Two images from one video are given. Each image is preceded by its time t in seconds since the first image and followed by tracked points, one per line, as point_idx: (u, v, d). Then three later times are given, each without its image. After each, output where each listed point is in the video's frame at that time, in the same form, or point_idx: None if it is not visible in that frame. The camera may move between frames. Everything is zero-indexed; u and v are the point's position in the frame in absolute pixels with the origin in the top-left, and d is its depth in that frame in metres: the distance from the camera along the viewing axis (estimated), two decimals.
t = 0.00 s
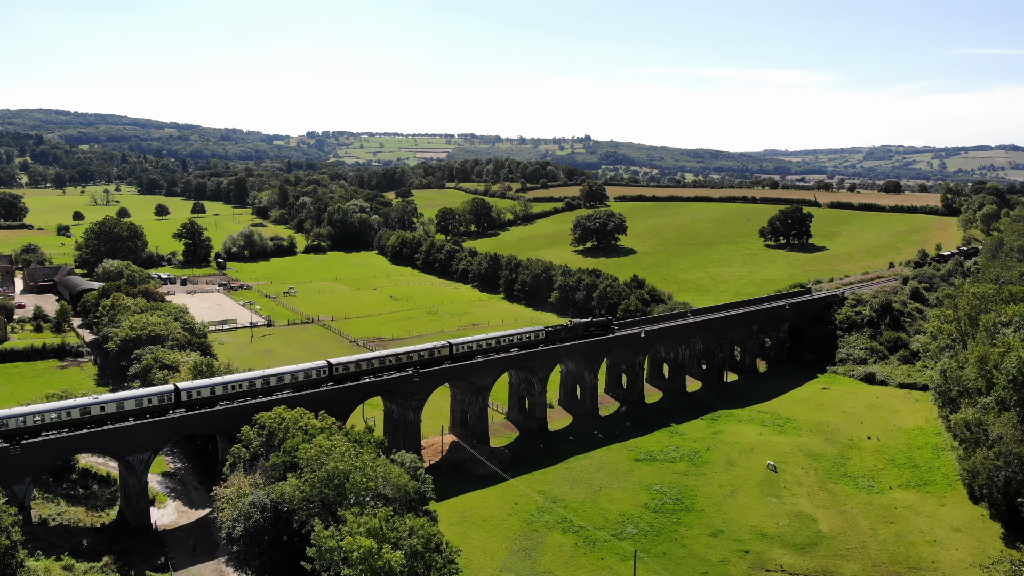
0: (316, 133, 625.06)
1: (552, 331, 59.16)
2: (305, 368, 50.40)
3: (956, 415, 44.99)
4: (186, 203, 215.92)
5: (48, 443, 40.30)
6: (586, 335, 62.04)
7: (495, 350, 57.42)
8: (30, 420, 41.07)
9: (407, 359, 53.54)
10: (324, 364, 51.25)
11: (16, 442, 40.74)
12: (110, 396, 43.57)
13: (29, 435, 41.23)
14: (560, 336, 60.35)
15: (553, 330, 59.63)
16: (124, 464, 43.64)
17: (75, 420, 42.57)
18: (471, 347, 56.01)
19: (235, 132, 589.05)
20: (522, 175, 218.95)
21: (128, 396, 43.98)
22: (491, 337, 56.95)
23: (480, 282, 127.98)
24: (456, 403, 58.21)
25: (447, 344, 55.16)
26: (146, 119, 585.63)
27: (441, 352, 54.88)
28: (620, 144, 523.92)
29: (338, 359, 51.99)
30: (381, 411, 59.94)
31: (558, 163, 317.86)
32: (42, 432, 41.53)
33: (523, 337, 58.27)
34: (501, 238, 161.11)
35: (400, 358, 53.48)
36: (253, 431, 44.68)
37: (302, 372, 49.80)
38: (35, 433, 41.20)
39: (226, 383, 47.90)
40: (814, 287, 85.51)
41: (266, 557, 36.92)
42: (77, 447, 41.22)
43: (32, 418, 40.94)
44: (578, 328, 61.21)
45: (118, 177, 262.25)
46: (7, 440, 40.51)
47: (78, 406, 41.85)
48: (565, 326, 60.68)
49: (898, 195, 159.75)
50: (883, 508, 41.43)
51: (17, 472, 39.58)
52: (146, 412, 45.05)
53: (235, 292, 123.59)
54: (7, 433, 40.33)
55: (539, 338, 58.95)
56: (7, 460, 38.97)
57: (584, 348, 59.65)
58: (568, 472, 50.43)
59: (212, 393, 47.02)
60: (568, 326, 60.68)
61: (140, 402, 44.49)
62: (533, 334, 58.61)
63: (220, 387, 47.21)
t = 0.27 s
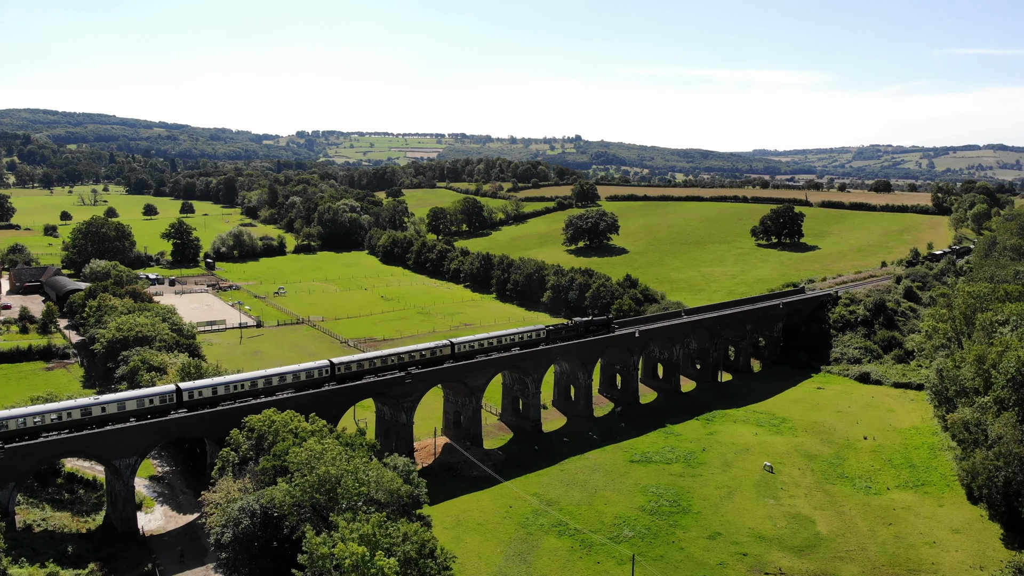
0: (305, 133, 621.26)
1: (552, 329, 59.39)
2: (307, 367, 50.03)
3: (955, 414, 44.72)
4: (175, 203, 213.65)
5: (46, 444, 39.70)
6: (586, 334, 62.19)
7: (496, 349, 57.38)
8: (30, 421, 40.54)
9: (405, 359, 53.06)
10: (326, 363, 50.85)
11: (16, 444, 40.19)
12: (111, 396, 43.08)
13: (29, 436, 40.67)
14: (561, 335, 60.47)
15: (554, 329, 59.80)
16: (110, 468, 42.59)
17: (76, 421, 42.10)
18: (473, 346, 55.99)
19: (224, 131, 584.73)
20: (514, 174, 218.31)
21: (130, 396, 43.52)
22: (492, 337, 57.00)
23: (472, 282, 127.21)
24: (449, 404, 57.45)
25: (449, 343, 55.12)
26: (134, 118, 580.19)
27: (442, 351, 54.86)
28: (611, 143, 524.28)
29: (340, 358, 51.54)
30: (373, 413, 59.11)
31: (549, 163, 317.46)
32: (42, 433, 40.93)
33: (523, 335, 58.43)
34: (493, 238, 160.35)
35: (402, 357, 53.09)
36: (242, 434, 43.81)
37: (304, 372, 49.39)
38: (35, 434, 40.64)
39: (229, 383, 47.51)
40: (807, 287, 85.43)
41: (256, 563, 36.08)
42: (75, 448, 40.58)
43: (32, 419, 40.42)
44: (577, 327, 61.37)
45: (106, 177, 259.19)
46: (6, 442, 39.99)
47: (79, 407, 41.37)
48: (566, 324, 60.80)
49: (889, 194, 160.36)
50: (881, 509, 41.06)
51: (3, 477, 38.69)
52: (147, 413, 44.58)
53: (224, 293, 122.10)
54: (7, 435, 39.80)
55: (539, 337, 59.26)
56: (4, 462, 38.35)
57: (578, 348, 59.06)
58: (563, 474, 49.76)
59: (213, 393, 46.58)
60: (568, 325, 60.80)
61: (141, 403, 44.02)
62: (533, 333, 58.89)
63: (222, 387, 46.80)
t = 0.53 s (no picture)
0: (295, 133, 617.97)
1: (553, 329, 58.51)
2: (308, 367, 49.19)
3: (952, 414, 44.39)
4: (163, 203, 211.45)
5: (45, 446, 38.96)
6: (588, 333, 61.38)
7: (499, 348, 56.36)
8: (30, 421, 39.75)
9: (406, 359, 52.22)
10: (329, 363, 50.01)
11: (16, 446, 39.43)
12: (112, 396, 42.33)
13: (29, 438, 39.89)
14: (562, 334, 59.59)
15: (556, 327, 58.91)
16: (96, 473, 41.53)
17: (77, 422, 41.41)
18: (474, 346, 54.96)
19: (213, 131, 580.47)
20: (505, 174, 217.71)
21: (131, 397, 42.79)
22: (494, 335, 55.99)
23: (464, 282, 126.39)
24: (442, 406, 56.67)
25: (450, 342, 54.14)
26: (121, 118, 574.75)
27: (443, 351, 53.91)
28: (601, 143, 524.71)
29: (341, 358, 50.66)
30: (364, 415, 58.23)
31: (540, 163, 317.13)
32: (42, 435, 40.14)
33: (526, 334, 57.55)
34: (484, 238, 159.60)
35: (403, 357, 52.27)
36: (230, 437, 42.86)
37: (306, 372, 48.58)
38: (35, 435, 39.85)
39: (231, 383, 46.79)
40: (800, 286, 85.32)
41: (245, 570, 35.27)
42: (73, 451, 39.82)
43: (32, 420, 39.65)
44: (578, 325, 60.46)
45: (94, 177, 256.20)
46: (6, 444, 39.23)
47: (80, 408, 40.67)
48: (567, 324, 59.85)
49: (879, 193, 161.02)
50: (879, 510, 40.68)
51: None
52: (149, 413, 43.91)
53: (213, 293, 120.65)
54: (6, 436, 39.05)
55: (541, 335, 58.37)
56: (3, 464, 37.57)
57: (572, 348, 58.40)
58: (557, 477, 49.07)
59: (215, 393, 45.87)
60: (569, 324, 59.84)
61: (143, 403, 43.33)
62: (534, 332, 58.05)
63: (224, 386, 46.09)
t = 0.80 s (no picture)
0: (285, 133, 614.12)
1: (554, 327, 58.36)
2: (310, 366, 48.79)
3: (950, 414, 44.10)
4: (151, 203, 209.05)
5: (44, 448, 38.23)
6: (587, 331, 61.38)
7: (499, 347, 56.42)
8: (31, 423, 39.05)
9: (409, 358, 52.26)
10: (330, 363, 49.57)
11: (15, 447, 38.70)
12: (113, 397, 41.73)
13: (29, 439, 39.16)
14: (562, 332, 59.46)
15: (556, 326, 58.81)
16: (80, 478, 40.45)
17: (78, 423, 40.77)
18: (476, 344, 54.87)
19: (202, 131, 576.01)
20: (495, 174, 216.93)
21: (133, 397, 42.21)
22: (495, 334, 55.99)
23: (456, 282, 125.54)
24: (436, 407, 55.91)
25: (451, 341, 54.08)
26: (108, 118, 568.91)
27: (445, 349, 53.79)
28: (592, 144, 524.77)
29: (343, 357, 50.39)
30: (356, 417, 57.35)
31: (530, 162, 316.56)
32: (41, 437, 39.38)
33: (526, 333, 57.56)
34: (475, 237, 158.76)
35: (405, 356, 52.24)
36: (219, 441, 41.92)
37: (308, 371, 48.16)
38: (35, 436, 39.11)
39: (232, 382, 46.27)
40: (794, 285, 85.23)
41: None
42: (69, 453, 39.06)
43: (32, 421, 38.94)
44: (579, 323, 60.39)
45: (81, 177, 253.11)
46: (5, 445, 38.49)
47: (81, 408, 40.05)
48: (567, 322, 59.71)
49: (869, 193, 161.55)
50: (877, 511, 40.30)
51: None
52: (150, 414, 43.38)
53: (201, 294, 119.17)
54: (6, 437, 38.33)
55: (542, 334, 58.36)
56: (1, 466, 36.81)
57: (566, 348, 57.79)
58: (553, 479, 48.36)
59: (217, 393, 45.33)
60: (570, 321, 59.86)
61: (144, 404, 42.77)
62: (534, 331, 58.05)
63: (226, 386, 45.60)
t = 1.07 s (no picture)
0: (274, 133, 610.15)
1: (555, 326, 57.95)
2: (313, 365, 48.12)
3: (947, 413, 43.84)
4: (139, 203, 206.70)
5: (43, 450, 37.61)
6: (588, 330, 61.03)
7: (501, 346, 55.88)
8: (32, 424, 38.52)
9: (410, 357, 51.69)
10: (332, 362, 48.98)
11: (15, 448, 38.09)
12: (114, 397, 41.13)
13: (29, 440, 38.57)
14: (563, 332, 59.09)
15: (557, 325, 58.39)
16: (64, 483, 39.44)
17: (79, 423, 40.21)
18: (478, 343, 54.29)
19: (190, 130, 571.36)
20: (486, 174, 216.20)
21: (134, 397, 41.59)
22: (496, 333, 55.41)
23: (447, 282, 124.66)
24: (428, 409, 55.09)
25: (453, 340, 53.20)
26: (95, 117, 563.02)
27: (447, 349, 53.10)
28: (582, 143, 524.96)
29: (345, 356, 49.78)
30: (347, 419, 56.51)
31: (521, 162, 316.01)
32: (42, 437, 38.83)
33: (527, 332, 57.12)
34: (466, 237, 157.97)
35: (407, 356, 51.63)
36: (207, 445, 40.97)
37: (311, 370, 47.50)
38: (35, 438, 38.50)
39: (235, 382, 45.59)
40: (787, 284, 85.14)
41: None
42: (64, 456, 38.36)
43: (33, 422, 38.34)
44: (579, 322, 60.09)
45: (68, 177, 250.16)
46: (5, 446, 37.91)
47: (82, 409, 39.48)
48: (567, 321, 59.20)
49: (858, 192, 162.24)
50: (876, 512, 39.92)
51: None
52: (152, 414, 42.82)
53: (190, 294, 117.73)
54: (6, 438, 37.74)
55: (542, 334, 57.99)
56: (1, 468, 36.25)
57: (561, 349, 57.11)
58: (547, 482, 47.66)
59: (219, 393, 44.65)
60: (571, 321, 59.44)
61: (146, 404, 42.20)
62: (536, 330, 57.64)
63: (228, 386, 44.97)
